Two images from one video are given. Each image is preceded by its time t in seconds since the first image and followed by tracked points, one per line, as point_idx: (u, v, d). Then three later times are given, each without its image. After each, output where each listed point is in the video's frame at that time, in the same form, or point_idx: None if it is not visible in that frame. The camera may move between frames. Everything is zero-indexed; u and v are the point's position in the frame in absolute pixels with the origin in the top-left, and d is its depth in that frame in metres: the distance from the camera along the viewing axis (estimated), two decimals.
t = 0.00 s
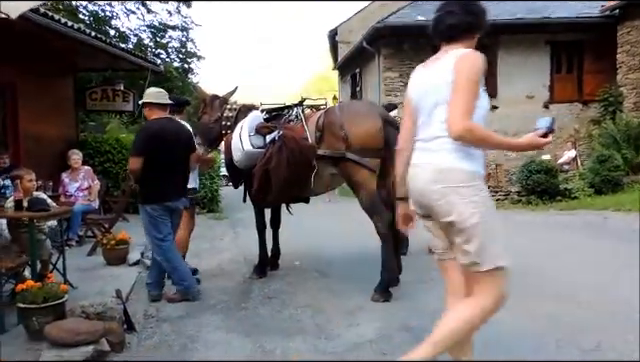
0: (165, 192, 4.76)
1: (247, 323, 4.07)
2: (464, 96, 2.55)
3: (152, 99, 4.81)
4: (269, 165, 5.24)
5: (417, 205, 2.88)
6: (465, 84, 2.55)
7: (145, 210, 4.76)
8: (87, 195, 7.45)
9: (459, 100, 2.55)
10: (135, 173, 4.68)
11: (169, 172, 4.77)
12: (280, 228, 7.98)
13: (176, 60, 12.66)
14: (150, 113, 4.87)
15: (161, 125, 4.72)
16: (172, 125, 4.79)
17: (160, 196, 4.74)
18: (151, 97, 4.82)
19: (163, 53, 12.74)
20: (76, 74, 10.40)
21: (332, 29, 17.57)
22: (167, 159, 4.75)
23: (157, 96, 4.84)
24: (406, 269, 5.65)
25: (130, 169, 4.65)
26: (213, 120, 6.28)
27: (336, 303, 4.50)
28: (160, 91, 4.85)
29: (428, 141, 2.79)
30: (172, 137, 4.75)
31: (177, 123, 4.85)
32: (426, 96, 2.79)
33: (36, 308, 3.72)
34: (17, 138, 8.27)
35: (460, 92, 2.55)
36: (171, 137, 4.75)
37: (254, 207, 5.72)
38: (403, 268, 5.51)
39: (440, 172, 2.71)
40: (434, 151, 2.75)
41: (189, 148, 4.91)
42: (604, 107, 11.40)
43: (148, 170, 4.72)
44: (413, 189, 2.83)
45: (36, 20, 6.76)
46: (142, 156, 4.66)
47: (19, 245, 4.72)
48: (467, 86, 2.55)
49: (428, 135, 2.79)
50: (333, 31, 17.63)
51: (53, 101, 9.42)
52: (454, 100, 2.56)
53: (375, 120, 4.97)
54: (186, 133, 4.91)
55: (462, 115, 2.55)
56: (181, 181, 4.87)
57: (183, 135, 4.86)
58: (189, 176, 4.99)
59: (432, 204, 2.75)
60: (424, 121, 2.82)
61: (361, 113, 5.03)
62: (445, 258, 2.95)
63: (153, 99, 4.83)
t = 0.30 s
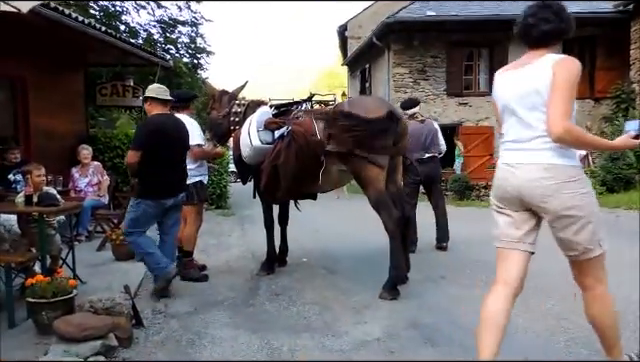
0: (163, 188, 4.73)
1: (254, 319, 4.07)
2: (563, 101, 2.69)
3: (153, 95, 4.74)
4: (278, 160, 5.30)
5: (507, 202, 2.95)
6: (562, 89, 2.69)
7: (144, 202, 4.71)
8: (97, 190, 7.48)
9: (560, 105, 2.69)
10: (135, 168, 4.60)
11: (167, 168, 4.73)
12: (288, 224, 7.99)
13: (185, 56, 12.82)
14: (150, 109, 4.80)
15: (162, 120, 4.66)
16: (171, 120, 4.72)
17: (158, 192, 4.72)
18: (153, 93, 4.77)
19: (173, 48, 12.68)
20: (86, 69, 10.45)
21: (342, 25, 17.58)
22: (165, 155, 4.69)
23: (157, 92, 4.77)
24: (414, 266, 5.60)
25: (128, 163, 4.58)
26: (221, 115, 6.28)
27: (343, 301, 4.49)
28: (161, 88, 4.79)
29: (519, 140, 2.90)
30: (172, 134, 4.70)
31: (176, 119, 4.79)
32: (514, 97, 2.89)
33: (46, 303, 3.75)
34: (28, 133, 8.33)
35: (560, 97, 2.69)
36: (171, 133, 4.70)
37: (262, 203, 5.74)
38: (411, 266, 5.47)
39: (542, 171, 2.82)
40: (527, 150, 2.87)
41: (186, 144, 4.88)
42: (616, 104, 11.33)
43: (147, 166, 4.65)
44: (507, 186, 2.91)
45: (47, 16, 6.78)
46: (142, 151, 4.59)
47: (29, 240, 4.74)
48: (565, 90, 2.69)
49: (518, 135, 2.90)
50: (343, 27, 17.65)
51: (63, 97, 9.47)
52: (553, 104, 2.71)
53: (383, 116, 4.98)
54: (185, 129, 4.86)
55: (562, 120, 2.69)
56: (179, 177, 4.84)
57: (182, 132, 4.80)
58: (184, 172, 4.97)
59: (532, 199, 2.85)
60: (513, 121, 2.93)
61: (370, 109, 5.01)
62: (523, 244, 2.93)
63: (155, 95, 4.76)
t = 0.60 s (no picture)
0: (157, 184, 4.68)
1: (260, 318, 4.07)
2: None
3: (145, 93, 4.76)
4: (286, 159, 5.15)
5: (590, 192, 3.04)
6: None
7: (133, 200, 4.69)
8: (106, 187, 7.52)
9: None
10: (128, 164, 4.59)
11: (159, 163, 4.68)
12: (295, 223, 7.99)
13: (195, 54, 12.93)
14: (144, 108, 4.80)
15: (152, 117, 4.68)
16: (161, 116, 4.72)
17: (150, 187, 4.66)
18: (147, 91, 4.78)
19: (183, 46, 12.85)
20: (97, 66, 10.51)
21: (351, 25, 17.52)
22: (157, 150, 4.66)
23: (150, 90, 4.79)
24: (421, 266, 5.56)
25: (122, 160, 4.58)
26: (230, 113, 6.26)
27: (349, 301, 4.48)
28: (154, 86, 4.81)
29: (602, 132, 3.00)
30: (163, 130, 4.69)
31: (168, 115, 4.79)
32: (601, 91, 3.00)
33: (54, 298, 3.77)
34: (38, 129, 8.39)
35: None
36: (162, 129, 4.68)
37: (270, 202, 5.74)
38: (419, 267, 5.44)
39: (626, 159, 2.93)
40: (611, 140, 2.97)
41: (181, 139, 4.81)
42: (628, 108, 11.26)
43: (143, 162, 4.64)
44: (589, 174, 3.01)
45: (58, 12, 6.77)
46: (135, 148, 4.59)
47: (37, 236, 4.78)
48: None
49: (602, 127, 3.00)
50: (353, 27, 17.60)
51: (74, 93, 9.53)
52: None
53: (392, 116, 4.97)
54: (178, 124, 4.83)
55: None
56: (173, 173, 4.78)
57: (175, 126, 4.77)
58: (182, 168, 4.89)
59: (614, 187, 2.96)
60: (596, 114, 3.03)
61: (378, 110, 5.02)
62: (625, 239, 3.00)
63: (147, 93, 4.77)
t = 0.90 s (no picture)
0: (134, 182, 4.67)
1: (262, 318, 4.06)
2: None
3: (127, 94, 4.75)
4: (286, 159, 5.13)
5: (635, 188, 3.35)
6: None
7: (118, 202, 4.73)
8: (107, 189, 7.51)
9: None
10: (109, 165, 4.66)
11: (135, 162, 4.66)
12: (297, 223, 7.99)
13: (196, 55, 12.96)
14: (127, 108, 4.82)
15: (130, 118, 4.66)
16: (136, 115, 4.69)
17: (127, 187, 4.68)
18: (131, 93, 4.75)
19: (184, 47, 12.82)
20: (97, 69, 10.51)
21: (352, 24, 17.51)
22: (130, 150, 4.63)
23: (131, 91, 4.77)
24: (425, 265, 5.54)
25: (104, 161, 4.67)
26: (230, 114, 6.30)
27: (352, 300, 4.47)
28: (138, 87, 4.78)
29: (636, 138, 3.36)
30: (140, 132, 4.63)
31: (145, 114, 4.74)
32: None
33: (57, 301, 3.77)
34: (41, 133, 8.39)
35: None
36: (139, 130, 4.64)
37: (271, 203, 5.73)
38: (421, 265, 5.42)
39: None
40: None
41: (155, 138, 4.70)
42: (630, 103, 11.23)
43: (123, 164, 4.68)
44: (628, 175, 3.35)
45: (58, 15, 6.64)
46: (113, 150, 4.63)
47: (40, 239, 4.79)
48: None
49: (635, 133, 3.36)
50: (353, 25, 17.58)
51: (75, 97, 9.53)
52: None
53: (393, 114, 4.96)
54: (154, 122, 4.72)
55: None
56: (157, 173, 4.75)
57: (149, 125, 4.68)
58: (167, 168, 4.86)
59: None
60: (631, 121, 3.37)
61: (378, 108, 5.00)
62: None
63: (129, 95, 4.76)
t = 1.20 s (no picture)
0: (137, 189, 4.70)
1: (272, 323, 4.06)
2: None
3: (129, 101, 4.78)
4: (294, 163, 5.13)
5: None
6: None
7: (119, 203, 4.81)
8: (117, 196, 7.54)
9: None
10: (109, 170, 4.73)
11: (137, 169, 4.69)
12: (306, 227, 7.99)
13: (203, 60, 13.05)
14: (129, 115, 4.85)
15: (129, 125, 4.69)
16: (130, 122, 4.72)
17: (125, 190, 4.75)
18: (133, 98, 4.79)
19: (190, 53, 13.09)
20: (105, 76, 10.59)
21: (358, 27, 17.50)
22: (126, 158, 4.68)
23: (133, 97, 4.79)
24: (435, 268, 5.51)
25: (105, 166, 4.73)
26: (239, 120, 6.37)
27: (362, 304, 4.46)
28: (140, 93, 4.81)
29: None
30: (139, 137, 4.66)
31: (139, 120, 4.74)
32: None
33: (67, 308, 3.79)
34: (50, 141, 8.47)
35: None
36: (137, 136, 4.66)
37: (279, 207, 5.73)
38: (431, 269, 5.39)
39: None
40: None
41: (148, 144, 4.68)
42: None
43: (124, 169, 4.72)
44: None
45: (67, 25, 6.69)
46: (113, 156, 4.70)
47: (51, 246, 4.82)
48: None
49: None
50: (359, 28, 17.59)
51: (84, 104, 9.61)
52: None
53: (400, 117, 4.94)
54: (145, 127, 4.70)
55: None
56: (158, 180, 4.77)
57: (140, 131, 4.67)
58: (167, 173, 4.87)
59: None
60: None
61: (386, 112, 4.98)
62: None
63: (129, 102, 4.79)
